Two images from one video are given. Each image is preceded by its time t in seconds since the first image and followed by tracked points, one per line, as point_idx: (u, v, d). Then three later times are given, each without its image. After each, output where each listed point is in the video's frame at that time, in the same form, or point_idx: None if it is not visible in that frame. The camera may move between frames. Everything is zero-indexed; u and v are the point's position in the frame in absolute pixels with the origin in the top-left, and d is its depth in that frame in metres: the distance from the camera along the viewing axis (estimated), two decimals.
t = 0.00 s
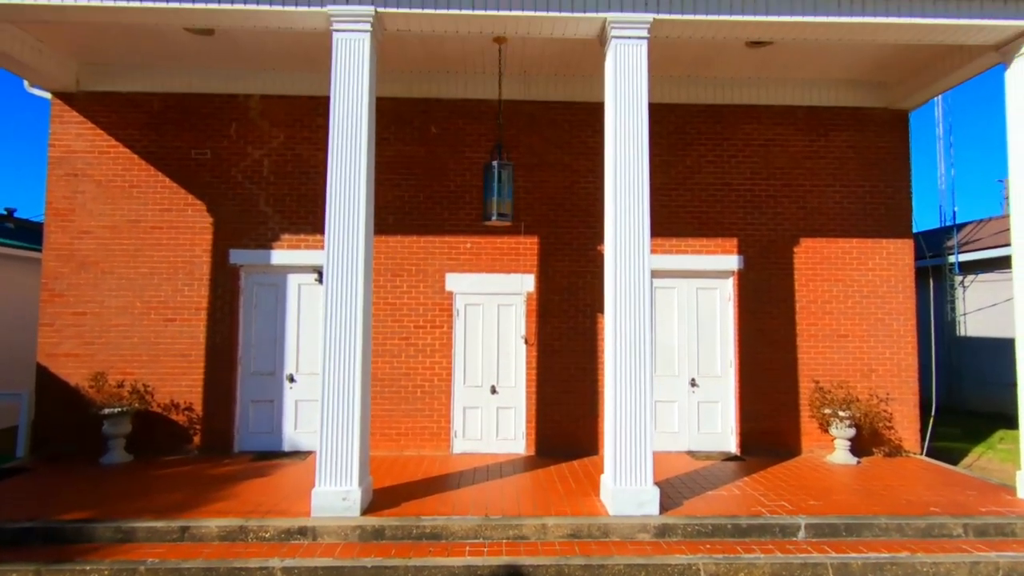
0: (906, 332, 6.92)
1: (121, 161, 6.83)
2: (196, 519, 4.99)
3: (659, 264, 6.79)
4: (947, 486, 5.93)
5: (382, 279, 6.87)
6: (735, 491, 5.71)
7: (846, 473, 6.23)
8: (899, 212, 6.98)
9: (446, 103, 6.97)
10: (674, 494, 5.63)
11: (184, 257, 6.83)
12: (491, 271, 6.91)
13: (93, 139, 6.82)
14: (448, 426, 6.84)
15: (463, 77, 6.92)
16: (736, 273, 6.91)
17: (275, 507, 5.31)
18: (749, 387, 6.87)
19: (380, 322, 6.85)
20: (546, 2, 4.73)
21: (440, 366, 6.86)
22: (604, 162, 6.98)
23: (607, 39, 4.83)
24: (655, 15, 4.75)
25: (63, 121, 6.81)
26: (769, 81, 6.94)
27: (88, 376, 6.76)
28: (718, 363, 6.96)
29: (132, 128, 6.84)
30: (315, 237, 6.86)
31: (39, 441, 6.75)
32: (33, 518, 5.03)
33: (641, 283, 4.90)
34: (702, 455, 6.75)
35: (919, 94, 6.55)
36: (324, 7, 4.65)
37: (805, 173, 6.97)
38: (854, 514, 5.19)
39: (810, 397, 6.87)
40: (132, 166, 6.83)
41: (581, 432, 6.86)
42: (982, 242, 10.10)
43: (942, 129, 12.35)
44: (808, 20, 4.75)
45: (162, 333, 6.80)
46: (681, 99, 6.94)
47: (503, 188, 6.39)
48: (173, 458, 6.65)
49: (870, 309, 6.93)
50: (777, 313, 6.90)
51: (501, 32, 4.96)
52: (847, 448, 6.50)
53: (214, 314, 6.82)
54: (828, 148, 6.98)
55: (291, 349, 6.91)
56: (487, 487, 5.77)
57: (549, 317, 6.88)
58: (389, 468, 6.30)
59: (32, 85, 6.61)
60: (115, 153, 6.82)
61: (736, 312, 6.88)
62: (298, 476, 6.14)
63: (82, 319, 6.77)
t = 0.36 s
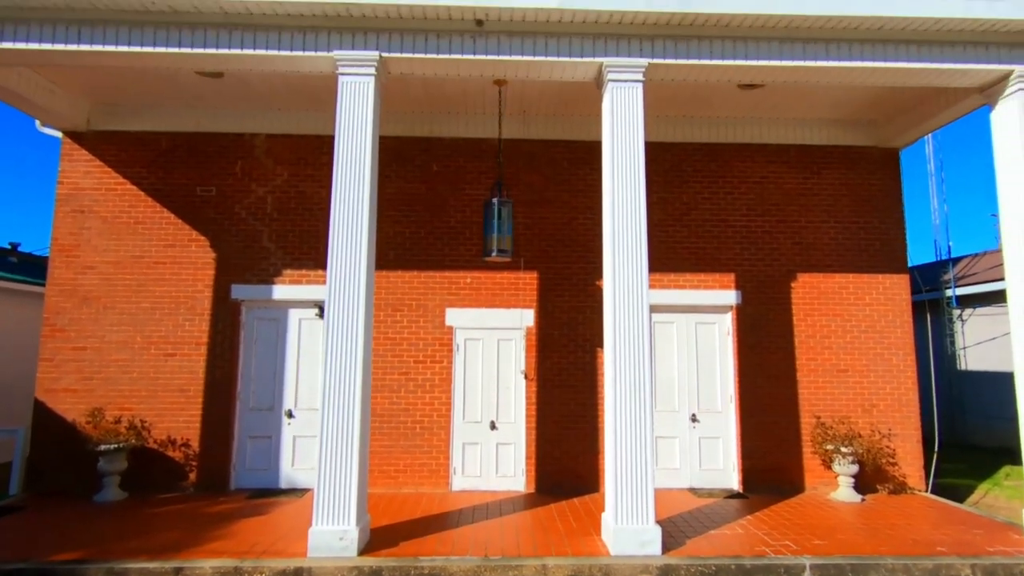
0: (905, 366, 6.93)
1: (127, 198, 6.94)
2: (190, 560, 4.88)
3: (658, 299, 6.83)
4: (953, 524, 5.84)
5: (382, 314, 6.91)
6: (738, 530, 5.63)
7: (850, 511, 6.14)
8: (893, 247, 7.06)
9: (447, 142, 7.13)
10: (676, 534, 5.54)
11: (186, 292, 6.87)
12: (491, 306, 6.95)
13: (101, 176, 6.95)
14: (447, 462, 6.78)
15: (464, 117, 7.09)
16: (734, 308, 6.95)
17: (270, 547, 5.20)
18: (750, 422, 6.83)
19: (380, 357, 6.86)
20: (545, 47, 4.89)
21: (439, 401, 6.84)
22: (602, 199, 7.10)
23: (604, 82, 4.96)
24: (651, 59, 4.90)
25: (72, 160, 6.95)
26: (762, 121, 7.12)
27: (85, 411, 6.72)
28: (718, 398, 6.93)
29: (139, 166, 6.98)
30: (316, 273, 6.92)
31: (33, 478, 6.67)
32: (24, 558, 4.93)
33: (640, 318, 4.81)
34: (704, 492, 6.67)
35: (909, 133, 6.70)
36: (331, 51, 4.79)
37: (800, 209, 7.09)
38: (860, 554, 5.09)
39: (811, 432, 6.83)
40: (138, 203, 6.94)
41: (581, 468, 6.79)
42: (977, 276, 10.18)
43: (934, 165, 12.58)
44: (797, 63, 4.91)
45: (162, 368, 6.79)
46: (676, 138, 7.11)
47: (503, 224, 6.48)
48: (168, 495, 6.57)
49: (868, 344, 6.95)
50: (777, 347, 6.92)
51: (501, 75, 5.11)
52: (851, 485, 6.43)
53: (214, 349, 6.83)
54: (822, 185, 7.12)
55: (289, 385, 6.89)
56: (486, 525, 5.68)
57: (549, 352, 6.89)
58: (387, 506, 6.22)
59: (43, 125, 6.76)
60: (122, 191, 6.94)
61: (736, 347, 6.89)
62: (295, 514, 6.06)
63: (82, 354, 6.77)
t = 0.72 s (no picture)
0: (905, 389, 6.92)
1: (130, 222, 7.00)
2: None
3: (656, 322, 6.85)
4: (958, 550, 5.77)
5: (382, 337, 6.92)
6: (740, 556, 5.55)
7: (854, 537, 6.08)
8: (890, 271, 7.11)
9: (448, 166, 7.21)
10: (678, 560, 5.47)
11: (186, 315, 6.89)
12: (491, 329, 6.96)
13: (105, 201, 7.02)
14: (446, 487, 6.72)
15: (464, 142, 7.19)
16: (733, 331, 6.96)
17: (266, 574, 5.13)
18: (751, 446, 6.79)
19: (380, 380, 6.85)
20: (544, 75, 4.98)
21: (438, 425, 6.81)
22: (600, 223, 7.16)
23: (601, 110, 5.06)
24: (648, 87, 5.00)
25: (77, 184, 7.02)
26: (758, 146, 7.22)
27: (82, 435, 6.69)
28: (718, 422, 6.90)
29: (143, 191, 7.05)
30: (317, 296, 6.95)
31: (27, 504, 6.61)
32: None
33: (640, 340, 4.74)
34: (706, 517, 6.60)
35: (903, 158, 6.79)
36: (334, 79, 4.89)
37: (796, 233, 7.15)
38: None
39: (812, 456, 6.79)
40: (141, 227, 7.00)
41: (581, 493, 6.73)
42: (975, 298, 10.21)
43: (929, 189, 12.72)
44: (791, 92, 5.01)
45: (160, 391, 6.78)
46: (673, 163, 7.19)
47: (502, 249, 6.52)
48: (164, 521, 6.50)
49: (867, 367, 6.95)
50: (776, 370, 6.92)
51: (501, 102, 5.20)
52: (853, 509, 6.37)
53: (214, 372, 6.83)
54: (818, 209, 7.19)
55: (288, 408, 6.86)
56: (485, 552, 5.61)
57: (549, 375, 6.88)
58: (385, 532, 6.16)
59: (50, 150, 6.86)
60: (125, 215, 7.01)
61: (735, 370, 6.88)
62: (291, 541, 5.98)
63: (81, 377, 6.76)
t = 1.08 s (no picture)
0: (905, 408, 6.90)
1: (132, 241, 7.03)
2: None
3: (655, 340, 6.85)
4: (962, 570, 5.71)
5: (381, 355, 6.91)
6: None
7: (857, 557, 6.02)
8: (888, 289, 7.14)
9: (448, 185, 7.27)
10: None
11: (186, 333, 6.89)
12: (490, 347, 6.96)
13: (107, 219, 7.06)
14: (445, 507, 6.67)
15: (464, 161, 7.25)
16: (732, 349, 6.96)
17: None
18: (752, 465, 6.75)
19: (379, 399, 6.83)
20: (542, 97, 5.05)
21: (437, 444, 6.78)
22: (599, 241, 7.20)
23: (600, 130, 5.11)
24: (645, 109, 5.06)
25: (80, 204, 7.07)
26: (755, 166, 7.29)
27: (79, 455, 6.65)
28: (718, 441, 6.87)
29: (144, 210, 7.09)
30: (317, 314, 6.96)
31: (22, 525, 6.55)
32: None
33: (638, 359, 4.74)
34: (707, 538, 6.53)
35: (898, 177, 6.85)
36: (335, 101, 4.96)
37: (794, 252, 7.19)
38: None
39: (814, 476, 6.75)
40: (142, 246, 7.03)
41: (581, 513, 6.68)
42: (975, 315, 10.21)
43: (925, 207, 12.81)
44: (786, 113, 5.08)
45: (158, 410, 6.75)
46: (670, 181, 7.25)
47: (502, 267, 6.56)
48: (160, 542, 6.43)
49: (867, 385, 6.94)
50: (776, 389, 6.91)
51: (501, 123, 5.26)
52: (856, 530, 6.32)
53: (213, 390, 6.81)
54: (816, 227, 7.23)
55: (287, 428, 6.82)
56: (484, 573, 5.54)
57: (548, 393, 6.86)
58: (383, 553, 6.09)
59: (53, 169, 6.91)
60: (127, 233, 7.04)
61: (735, 388, 6.87)
62: (288, 562, 5.92)
63: (79, 396, 6.74)
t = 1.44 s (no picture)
0: (907, 429, 6.87)
1: (132, 262, 7.05)
2: None
3: (655, 361, 6.84)
4: None
5: (380, 376, 6.89)
6: None
7: None
8: (886, 310, 7.16)
9: (448, 207, 7.32)
10: None
11: (184, 355, 6.87)
12: (489, 368, 6.94)
13: (107, 240, 7.08)
14: (443, 531, 6.58)
15: (463, 183, 7.31)
16: (732, 370, 6.94)
17: None
18: (754, 487, 6.69)
19: (377, 421, 6.78)
20: (541, 120, 5.11)
21: (436, 466, 6.72)
22: (597, 262, 7.22)
23: (598, 153, 5.17)
24: (643, 132, 5.12)
25: (82, 225, 7.10)
26: (752, 187, 7.35)
27: (74, 477, 6.58)
28: (719, 462, 6.81)
29: (145, 231, 7.12)
30: (316, 334, 6.95)
31: (13, 550, 6.46)
32: None
33: (637, 380, 4.72)
34: (709, 562, 6.44)
35: (895, 198, 6.90)
36: (337, 124, 5.01)
37: (792, 272, 7.21)
38: None
39: (816, 498, 6.69)
40: (142, 266, 7.04)
41: (582, 537, 6.59)
42: (974, 335, 10.21)
43: (921, 228, 12.90)
44: (782, 136, 5.14)
45: (155, 432, 6.70)
46: (667, 202, 7.30)
47: (501, 288, 6.57)
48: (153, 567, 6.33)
49: (868, 406, 6.91)
50: (777, 410, 6.88)
51: (500, 146, 5.31)
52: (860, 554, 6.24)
53: (210, 412, 6.76)
54: (813, 248, 7.27)
55: (284, 450, 6.76)
56: None
57: (547, 415, 6.83)
58: None
59: (56, 191, 6.96)
60: (127, 254, 7.06)
61: (735, 409, 6.84)
62: None
63: (75, 418, 6.69)
